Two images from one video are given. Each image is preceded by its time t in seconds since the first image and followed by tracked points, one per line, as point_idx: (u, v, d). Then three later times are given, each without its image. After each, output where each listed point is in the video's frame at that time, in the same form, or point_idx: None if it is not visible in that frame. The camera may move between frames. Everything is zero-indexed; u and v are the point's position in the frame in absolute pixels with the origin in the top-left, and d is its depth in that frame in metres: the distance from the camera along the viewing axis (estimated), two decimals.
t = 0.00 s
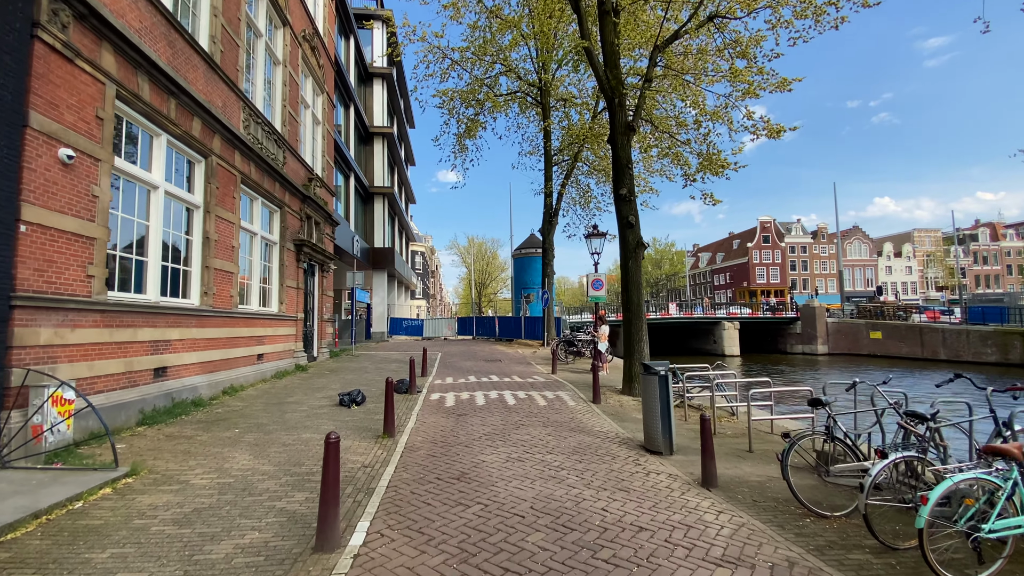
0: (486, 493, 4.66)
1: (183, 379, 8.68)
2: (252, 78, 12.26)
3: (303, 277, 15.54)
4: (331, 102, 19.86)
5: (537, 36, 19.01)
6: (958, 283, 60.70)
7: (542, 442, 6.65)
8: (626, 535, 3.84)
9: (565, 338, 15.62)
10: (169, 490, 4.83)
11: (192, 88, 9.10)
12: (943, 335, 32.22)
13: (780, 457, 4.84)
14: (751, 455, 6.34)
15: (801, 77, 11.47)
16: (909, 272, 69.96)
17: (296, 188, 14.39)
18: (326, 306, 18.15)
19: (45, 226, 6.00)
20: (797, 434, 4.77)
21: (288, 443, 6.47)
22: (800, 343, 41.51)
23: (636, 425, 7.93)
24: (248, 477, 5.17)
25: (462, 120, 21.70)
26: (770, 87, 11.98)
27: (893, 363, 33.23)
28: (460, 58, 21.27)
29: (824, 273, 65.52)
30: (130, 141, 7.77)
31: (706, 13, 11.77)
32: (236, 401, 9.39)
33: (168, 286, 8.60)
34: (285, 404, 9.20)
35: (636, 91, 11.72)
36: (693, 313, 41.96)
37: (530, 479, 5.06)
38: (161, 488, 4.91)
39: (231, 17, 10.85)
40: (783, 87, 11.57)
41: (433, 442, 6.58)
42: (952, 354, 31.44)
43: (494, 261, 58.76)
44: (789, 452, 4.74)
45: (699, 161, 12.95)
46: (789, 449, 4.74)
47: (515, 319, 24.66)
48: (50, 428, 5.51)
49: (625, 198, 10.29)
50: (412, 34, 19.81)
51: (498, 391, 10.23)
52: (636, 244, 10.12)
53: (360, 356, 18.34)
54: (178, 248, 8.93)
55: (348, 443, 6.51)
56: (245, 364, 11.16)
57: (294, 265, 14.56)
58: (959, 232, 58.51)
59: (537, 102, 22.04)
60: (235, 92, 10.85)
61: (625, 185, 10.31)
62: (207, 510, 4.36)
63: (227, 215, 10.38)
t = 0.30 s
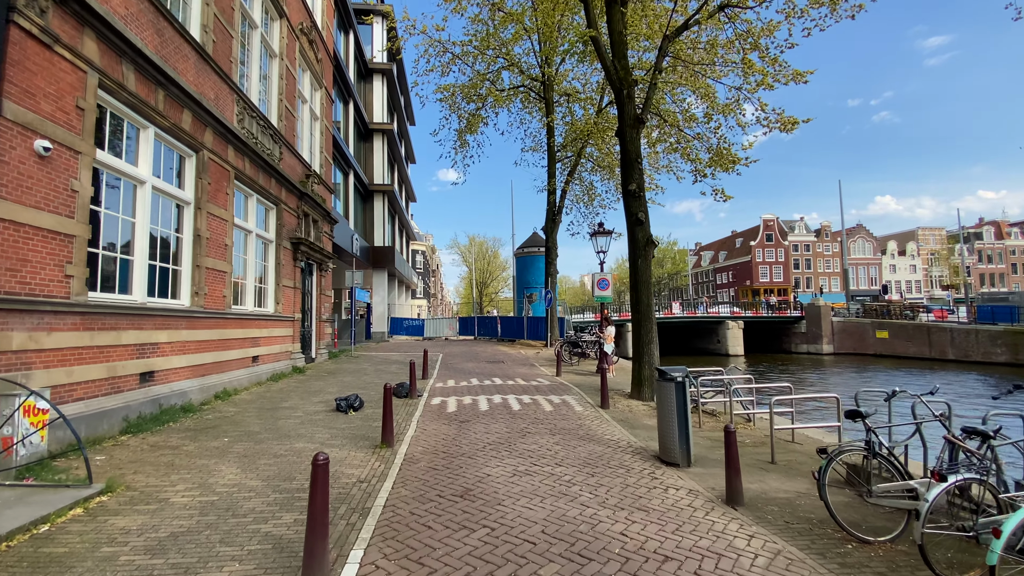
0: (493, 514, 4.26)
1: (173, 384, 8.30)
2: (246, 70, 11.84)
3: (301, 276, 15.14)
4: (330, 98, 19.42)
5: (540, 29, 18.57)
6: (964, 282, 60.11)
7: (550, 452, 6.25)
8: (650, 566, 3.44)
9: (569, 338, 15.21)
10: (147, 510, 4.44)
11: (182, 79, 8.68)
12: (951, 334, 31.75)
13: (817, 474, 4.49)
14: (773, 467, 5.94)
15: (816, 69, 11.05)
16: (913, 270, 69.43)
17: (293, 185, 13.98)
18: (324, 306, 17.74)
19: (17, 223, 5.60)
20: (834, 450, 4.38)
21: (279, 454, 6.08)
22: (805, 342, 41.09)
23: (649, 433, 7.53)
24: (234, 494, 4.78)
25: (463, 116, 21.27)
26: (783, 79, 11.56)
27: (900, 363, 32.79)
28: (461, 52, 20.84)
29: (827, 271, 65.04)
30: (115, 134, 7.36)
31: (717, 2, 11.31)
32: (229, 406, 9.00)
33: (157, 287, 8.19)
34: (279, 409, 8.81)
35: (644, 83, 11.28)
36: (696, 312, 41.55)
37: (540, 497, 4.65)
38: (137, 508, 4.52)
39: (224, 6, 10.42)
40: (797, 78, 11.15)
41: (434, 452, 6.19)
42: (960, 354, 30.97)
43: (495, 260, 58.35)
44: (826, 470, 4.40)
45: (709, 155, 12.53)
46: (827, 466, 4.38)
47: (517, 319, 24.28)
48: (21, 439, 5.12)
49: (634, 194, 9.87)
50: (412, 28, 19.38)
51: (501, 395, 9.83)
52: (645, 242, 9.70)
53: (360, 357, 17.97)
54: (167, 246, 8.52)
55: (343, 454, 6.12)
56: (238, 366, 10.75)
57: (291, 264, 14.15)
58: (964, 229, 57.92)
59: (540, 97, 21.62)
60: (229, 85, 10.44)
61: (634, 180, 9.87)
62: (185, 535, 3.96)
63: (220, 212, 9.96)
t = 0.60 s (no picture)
0: (499, 527, 3.84)
1: (159, 382, 7.88)
2: (239, 57, 11.41)
3: (298, 272, 14.71)
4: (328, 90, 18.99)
5: (543, 20, 18.14)
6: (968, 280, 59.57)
7: (558, 456, 5.83)
8: None
9: (573, 336, 14.79)
10: (119, 519, 4.05)
11: (169, 61, 8.28)
12: (958, 333, 31.31)
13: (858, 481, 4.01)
14: (799, 472, 5.53)
15: (832, 55, 10.63)
16: (917, 269, 68.96)
17: (288, 178, 13.56)
18: (322, 303, 17.35)
19: None
20: (878, 455, 3.94)
21: (269, 458, 5.68)
22: (809, 341, 40.67)
23: (661, 435, 7.12)
24: (215, 503, 4.37)
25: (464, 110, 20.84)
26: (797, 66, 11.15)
27: (907, 362, 32.35)
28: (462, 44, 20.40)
29: (830, 270, 64.57)
30: (94, 117, 6.95)
31: None
32: (220, 406, 8.59)
33: (142, 280, 7.76)
34: (273, 409, 8.41)
35: (653, 70, 10.84)
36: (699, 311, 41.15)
37: (551, 507, 4.24)
38: (108, 518, 4.10)
39: None
40: (812, 64, 10.73)
41: (435, 455, 5.77)
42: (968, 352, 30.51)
43: (496, 258, 57.95)
44: (868, 478, 3.91)
45: (718, 147, 12.13)
46: (870, 473, 3.90)
47: (519, 317, 23.86)
48: None
49: (643, 184, 9.44)
50: (412, 19, 18.95)
51: (505, 394, 9.42)
52: (655, 234, 9.28)
53: (358, 355, 17.55)
54: (153, 238, 8.09)
55: (337, 457, 5.71)
56: (231, 364, 10.33)
57: (287, 260, 13.74)
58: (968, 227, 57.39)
59: (542, 91, 21.13)
60: (219, 71, 10.04)
61: (643, 169, 9.45)
62: (156, 550, 3.55)
63: (210, 203, 9.53)
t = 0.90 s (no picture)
0: (507, 553, 3.43)
1: (145, 384, 7.49)
2: (232, 44, 10.95)
3: (295, 268, 14.29)
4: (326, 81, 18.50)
5: (547, 8, 17.61)
6: (975, 276, 58.96)
7: (568, 466, 5.43)
8: None
9: (578, 334, 14.37)
10: (83, 545, 3.64)
11: (154, 46, 7.82)
12: (967, 329, 30.82)
13: (912, 504, 3.62)
14: (828, 485, 5.12)
15: (852, 39, 10.14)
16: (922, 264, 68.43)
17: (284, 171, 13.11)
18: (321, 300, 16.94)
19: None
20: (935, 476, 3.54)
21: (257, 469, 5.28)
22: (815, 337, 40.23)
23: (676, 441, 6.70)
24: (192, 525, 3.95)
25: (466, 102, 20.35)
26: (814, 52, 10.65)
27: (914, 359, 31.91)
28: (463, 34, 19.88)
29: (835, 265, 64.03)
30: (75, 105, 6.53)
31: None
32: (210, 409, 8.19)
33: (126, 277, 7.36)
34: (265, 412, 8.00)
35: (663, 56, 10.36)
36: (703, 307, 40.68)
37: (563, 529, 3.83)
38: (71, 542, 3.70)
39: None
40: (831, 49, 10.23)
41: (435, 465, 5.37)
42: (977, 349, 30.04)
43: (497, 254, 57.49)
44: (925, 500, 3.51)
45: (730, 137, 11.66)
46: (927, 495, 3.50)
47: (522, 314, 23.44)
48: None
49: (654, 175, 8.99)
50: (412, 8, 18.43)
51: (509, 396, 9.01)
52: (667, 227, 8.84)
53: (358, 354, 17.16)
54: (139, 232, 7.68)
55: (329, 468, 5.30)
56: (224, 364, 9.93)
57: (283, 255, 13.31)
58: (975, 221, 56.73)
59: (546, 82, 20.67)
60: (210, 57, 9.57)
61: (654, 160, 9.00)
62: None
63: (201, 196, 9.10)
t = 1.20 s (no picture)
0: None
1: (132, 383, 7.09)
2: (224, 28, 10.50)
3: (293, 262, 13.89)
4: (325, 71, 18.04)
5: None
6: (982, 272, 58.24)
7: (582, 471, 5.01)
8: None
9: (584, 330, 13.94)
10: (42, 563, 3.24)
11: (139, 24, 7.39)
12: (977, 326, 30.30)
13: (980, 521, 3.21)
14: (867, 494, 4.69)
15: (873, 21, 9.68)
16: (928, 261, 67.81)
17: (281, 161, 12.68)
18: (320, 295, 16.54)
19: None
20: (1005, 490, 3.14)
21: (245, 474, 4.87)
22: (821, 334, 39.75)
23: (694, 443, 6.29)
24: (168, 540, 3.55)
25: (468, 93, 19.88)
26: (833, 35, 10.17)
27: (923, 356, 31.41)
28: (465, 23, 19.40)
29: (840, 262, 63.47)
30: (52, 86, 6.11)
31: None
32: (202, 408, 7.80)
33: (111, 269, 6.95)
34: (259, 411, 7.61)
35: (676, 39, 9.89)
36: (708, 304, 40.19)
37: (582, 546, 3.41)
38: (29, 559, 3.30)
39: None
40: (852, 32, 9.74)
41: (438, 470, 4.96)
42: (988, 346, 29.52)
43: (499, 250, 57.07)
44: (995, 517, 3.10)
45: (743, 125, 11.19)
46: (997, 510, 3.09)
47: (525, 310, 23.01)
48: None
49: (667, 163, 8.55)
50: None
51: (514, 394, 8.60)
52: (681, 218, 8.42)
53: (358, 350, 16.77)
54: (125, 222, 7.26)
55: (324, 473, 4.91)
56: (217, 361, 9.52)
57: (280, 249, 12.89)
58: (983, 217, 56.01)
59: (550, 73, 20.20)
60: (200, 40, 9.13)
61: (667, 147, 8.57)
62: None
63: (192, 185, 8.69)
